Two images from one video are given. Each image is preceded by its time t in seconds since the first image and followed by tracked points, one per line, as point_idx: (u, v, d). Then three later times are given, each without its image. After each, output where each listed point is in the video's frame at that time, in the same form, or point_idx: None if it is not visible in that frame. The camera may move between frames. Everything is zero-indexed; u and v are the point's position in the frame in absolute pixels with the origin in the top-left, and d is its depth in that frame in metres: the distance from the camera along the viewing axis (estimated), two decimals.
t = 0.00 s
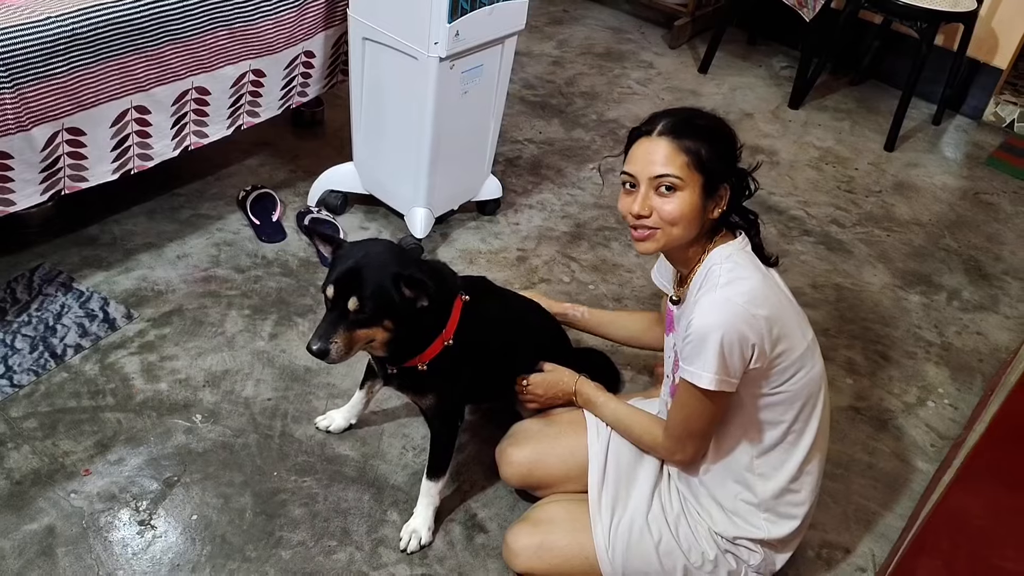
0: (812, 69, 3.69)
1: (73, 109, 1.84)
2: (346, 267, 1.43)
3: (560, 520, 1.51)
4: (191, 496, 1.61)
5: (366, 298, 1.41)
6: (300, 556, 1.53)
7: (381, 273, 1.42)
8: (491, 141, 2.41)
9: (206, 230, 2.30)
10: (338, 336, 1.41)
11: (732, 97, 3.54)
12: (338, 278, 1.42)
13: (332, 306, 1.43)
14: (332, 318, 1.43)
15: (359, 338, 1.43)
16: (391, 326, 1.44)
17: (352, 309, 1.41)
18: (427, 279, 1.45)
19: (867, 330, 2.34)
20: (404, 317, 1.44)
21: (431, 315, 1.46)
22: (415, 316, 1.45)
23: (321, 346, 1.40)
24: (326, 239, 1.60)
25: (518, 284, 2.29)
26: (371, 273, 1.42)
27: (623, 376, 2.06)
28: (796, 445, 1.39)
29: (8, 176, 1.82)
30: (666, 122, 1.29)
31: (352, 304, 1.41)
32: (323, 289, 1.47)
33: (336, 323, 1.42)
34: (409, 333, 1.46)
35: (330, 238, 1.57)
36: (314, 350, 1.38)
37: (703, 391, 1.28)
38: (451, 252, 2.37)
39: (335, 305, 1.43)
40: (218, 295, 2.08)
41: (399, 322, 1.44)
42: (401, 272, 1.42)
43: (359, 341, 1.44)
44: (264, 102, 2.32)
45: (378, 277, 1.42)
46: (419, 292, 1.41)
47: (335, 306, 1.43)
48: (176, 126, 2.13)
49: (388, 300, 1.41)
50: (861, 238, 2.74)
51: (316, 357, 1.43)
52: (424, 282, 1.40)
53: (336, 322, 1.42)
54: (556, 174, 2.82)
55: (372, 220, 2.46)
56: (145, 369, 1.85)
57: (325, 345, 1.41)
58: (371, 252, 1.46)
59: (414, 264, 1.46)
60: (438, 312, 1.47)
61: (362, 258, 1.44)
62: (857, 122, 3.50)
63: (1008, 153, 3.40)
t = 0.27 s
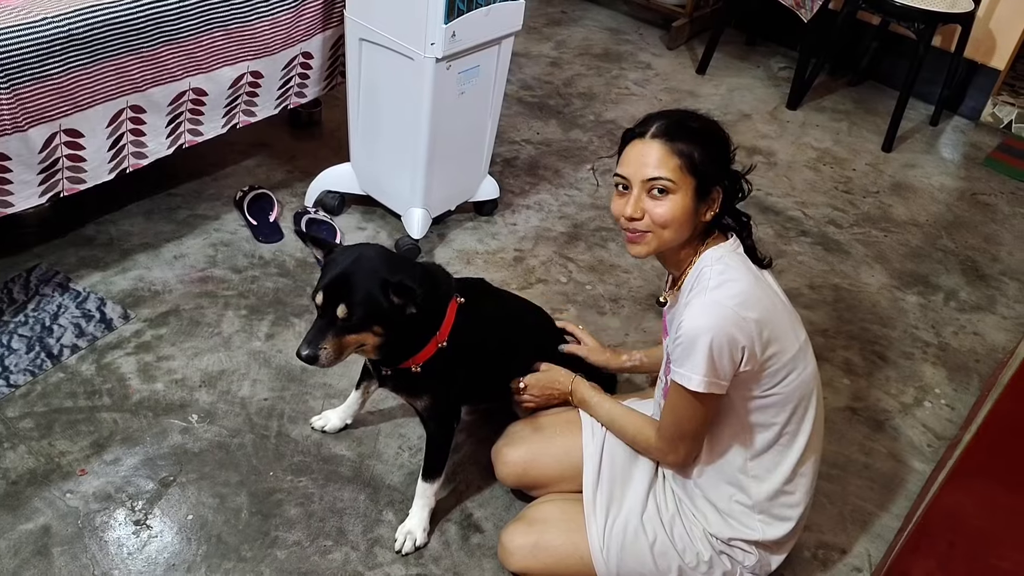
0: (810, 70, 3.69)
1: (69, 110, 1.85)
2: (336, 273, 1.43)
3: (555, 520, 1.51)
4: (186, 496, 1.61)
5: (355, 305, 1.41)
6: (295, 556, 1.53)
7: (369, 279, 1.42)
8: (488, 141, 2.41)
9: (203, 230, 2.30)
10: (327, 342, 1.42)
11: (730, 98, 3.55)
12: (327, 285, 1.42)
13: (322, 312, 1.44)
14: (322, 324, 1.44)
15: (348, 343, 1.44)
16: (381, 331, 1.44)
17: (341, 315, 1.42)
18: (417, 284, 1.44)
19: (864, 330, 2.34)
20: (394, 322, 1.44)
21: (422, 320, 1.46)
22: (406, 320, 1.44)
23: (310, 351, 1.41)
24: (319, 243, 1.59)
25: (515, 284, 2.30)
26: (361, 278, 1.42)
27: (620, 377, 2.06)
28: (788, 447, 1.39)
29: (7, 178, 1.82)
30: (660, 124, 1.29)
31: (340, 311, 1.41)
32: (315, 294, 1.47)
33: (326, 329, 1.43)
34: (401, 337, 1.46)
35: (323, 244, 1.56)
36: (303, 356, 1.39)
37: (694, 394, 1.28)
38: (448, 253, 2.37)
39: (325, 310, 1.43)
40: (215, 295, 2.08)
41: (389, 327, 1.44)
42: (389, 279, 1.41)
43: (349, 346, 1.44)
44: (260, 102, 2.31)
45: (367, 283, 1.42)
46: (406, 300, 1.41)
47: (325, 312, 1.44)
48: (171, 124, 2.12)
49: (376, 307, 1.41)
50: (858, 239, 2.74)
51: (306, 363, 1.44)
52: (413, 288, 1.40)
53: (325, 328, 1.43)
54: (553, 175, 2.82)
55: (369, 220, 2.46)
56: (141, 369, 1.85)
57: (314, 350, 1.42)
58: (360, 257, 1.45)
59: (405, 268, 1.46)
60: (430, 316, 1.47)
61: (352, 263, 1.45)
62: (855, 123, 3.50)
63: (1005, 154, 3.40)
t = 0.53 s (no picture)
0: (809, 70, 3.69)
1: (67, 109, 1.85)
2: (330, 277, 1.43)
3: (553, 519, 1.51)
4: (184, 495, 1.61)
5: (348, 309, 1.41)
6: (292, 555, 1.53)
7: (364, 283, 1.42)
8: (487, 141, 2.41)
9: (202, 230, 2.30)
10: (322, 346, 1.42)
11: (730, 98, 3.55)
12: (321, 289, 1.42)
13: (317, 316, 1.44)
14: (317, 328, 1.44)
15: (344, 346, 1.44)
16: (376, 335, 1.44)
17: (335, 320, 1.42)
18: (412, 288, 1.44)
19: (863, 330, 2.34)
20: (388, 326, 1.43)
21: (419, 322, 1.46)
22: (402, 323, 1.44)
23: (304, 355, 1.42)
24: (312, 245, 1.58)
25: (514, 283, 2.30)
26: (355, 282, 1.42)
27: (618, 376, 2.06)
28: (788, 447, 1.40)
29: (6, 179, 1.82)
30: (660, 126, 1.28)
31: (335, 314, 1.42)
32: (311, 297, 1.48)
33: (321, 333, 1.43)
34: (396, 340, 1.46)
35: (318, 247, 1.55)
36: (297, 361, 1.40)
37: (695, 396, 1.28)
38: (447, 252, 2.37)
39: (320, 314, 1.44)
40: (213, 295, 2.08)
41: (384, 330, 1.44)
42: (383, 282, 1.41)
43: (344, 350, 1.45)
44: (261, 104, 2.32)
45: (361, 288, 1.42)
46: (400, 304, 1.40)
47: (320, 316, 1.44)
48: (170, 123, 2.12)
49: (370, 311, 1.41)
50: (857, 238, 2.74)
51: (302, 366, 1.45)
52: (406, 292, 1.39)
53: (320, 332, 1.43)
54: (552, 175, 2.82)
55: (368, 220, 2.46)
56: (139, 368, 1.85)
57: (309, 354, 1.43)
58: (356, 260, 1.45)
59: (400, 271, 1.46)
60: (428, 317, 1.46)
61: (347, 266, 1.44)
62: (855, 123, 3.50)
63: (1004, 154, 3.40)
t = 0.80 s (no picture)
0: (809, 71, 3.69)
1: (66, 109, 1.85)
2: (327, 283, 1.43)
3: (551, 518, 1.51)
4: (183, 494, 1.61)
5: (345, 316, 1.41)
6: (291, 554, 1.53)
7: (359, 290, 1.42)
8: (487, 141, 2.41)
9: (201, 230, 2.31)
10: (319, 353, 1.43)
11: (729, 98, 3.55)
12: (317, 297, 1.42)
13: (313, 323, 1.44)
14: (315, 334, 1.45)
15: (341, 352, 1.45)
16: (373, 341, 1.44)
17: (332, 326, 1.42)
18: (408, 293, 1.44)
19: (861, 330, 2.34)
20: (385, 332, 1.43)
21: (416, 328, 1.45)
22: (399, 328, 1.44)
23: (302, 363, 1.43)
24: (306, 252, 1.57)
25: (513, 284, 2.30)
26: (352, 289, 1.42)
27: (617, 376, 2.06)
28: (788, 448, 1.40)
29: (5, 179, 1.82)
30: (663, 130, 1.27)
31: (331, 322, 1.42)
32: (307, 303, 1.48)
33: (318, 339, 1.44)
34: (394, 344, 1.46)
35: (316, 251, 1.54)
36: (294, 368, 1.41)
37: (693, 402, 1.29)
38: (446, 253, 2.37)
39: (316, 322, 1.44)
40: (212, 295, 2.09)
41: (381, 335, 1.44)
42: (378, 290, 1.41)
43: (342, 356, 1.46)
44: (261, 104, 2.33)
45: (357, 295, 1.42)
46: (397, 311, 1.40)
47: (316, 322, 1.44)
48: (171, 125, 2.13)
49: (367, 318, 1.41)
50: (856, 239, 2.74)
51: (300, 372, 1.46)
52: (403, 298, 1.39)
53: (317, 339, 1.44)
54: (551, 175, 2.83)
55: (367, 220, 2.46)
56: (138, 368, 1.86)
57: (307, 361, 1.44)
58: (351, 266, 1.45)
59: (397, 276, 1.46)
60: (425, 321, 1.46)
61: (343, 272, 1.44)
62: (854, 123, 3.50)
63: (1003, 154, 3.40)
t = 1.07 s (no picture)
0: (809, 70, 3.69)
1: (64, 108, 1.85)
2: (323, 283, 1.43)
3: (550, 518, 1.51)
4: (181, 494, 1.61)
5: (340, 316, 1.41)
6: (289, 554, 1.53)
7: (356, 289, 1.42)
8: (485, 141, 2.41)
9: (200, 229, 2.30)
10: (314, 350, 1.43)
11: (729, 98, 3.55)
12: (313, 295, 1.42)
13: (309, 320, 1.45)
14: (310, 332, 1.45)
15: (336, 350, 1.45)
16: (368, 341, 1.44)
17: (327, 325, 1.42)
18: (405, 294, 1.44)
19: (861, 329, 2.34)
20: (381, 332, 1.43)
21: (412, 328, 1.45)
22: (395, 328, 1.44)
23: (296, 359, 1.43)
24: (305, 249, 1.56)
25: (512, 283, 2.29)
26: (348, 289, 1.42)
27: (616, 375, 2.06)
28: (781, 448, 1.40)
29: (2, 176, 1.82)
30: (659, 131, 1.26)
31: (327, 320, 1.42)
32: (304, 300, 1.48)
33: (313, 337, 1.44)
34: (390, 344, 1.46)
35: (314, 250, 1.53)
36: (288, 365, 1.41)
37: (681, 403, 1.29)
38: (445, 252, 2.37)
39: (312, 319, 1.44)
40: (211, 294, 2.08)
41: (377, 336, 1.44)
42: (375, 289, 1.41)
43: (337, 354, 1.46)
44: (257, 101, 2.32)
45: (354, 295, 1.41)
46: (393, 312, 1.40)
47: (312, 321, 1.45)
48: (167, 122, 2.12)
49: (363, 318, 1.41)
50: (856, 238, 2.74)
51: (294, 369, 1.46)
52: (399, 299, 1.39)
53: (312, 337, 1.44)
54: (551, 175, 2.82)
55: (366, 220, 2.46)
56: (136, 368, 1.85)
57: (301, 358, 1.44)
58: (349, 265, 1.45)
59: (393, 276, 1.45)
60: (422, 322, 1.46)
61: (340, 272, 1.44)
62: (854, 123, 3.49)
63: (1003, 154, 3.40)
